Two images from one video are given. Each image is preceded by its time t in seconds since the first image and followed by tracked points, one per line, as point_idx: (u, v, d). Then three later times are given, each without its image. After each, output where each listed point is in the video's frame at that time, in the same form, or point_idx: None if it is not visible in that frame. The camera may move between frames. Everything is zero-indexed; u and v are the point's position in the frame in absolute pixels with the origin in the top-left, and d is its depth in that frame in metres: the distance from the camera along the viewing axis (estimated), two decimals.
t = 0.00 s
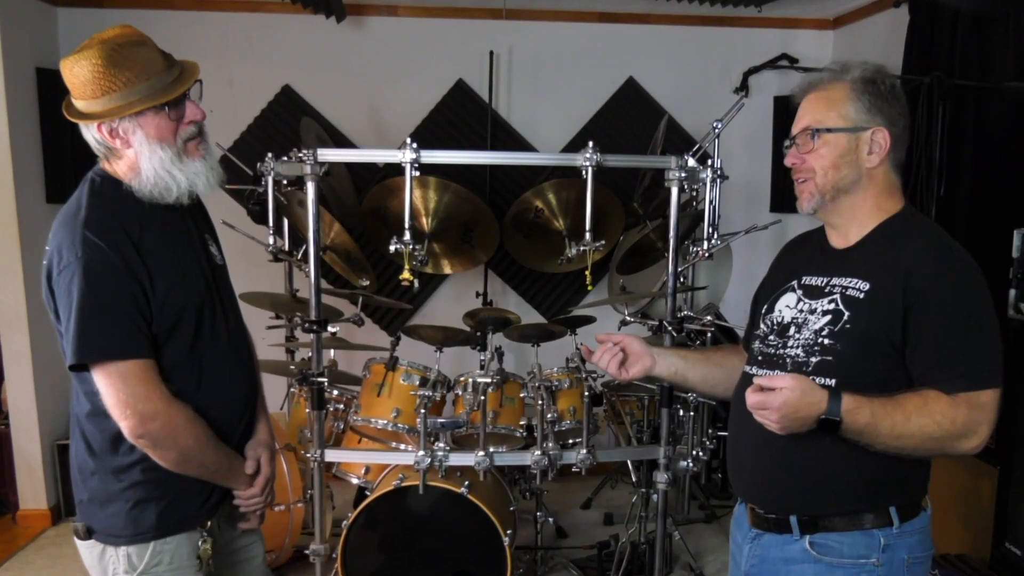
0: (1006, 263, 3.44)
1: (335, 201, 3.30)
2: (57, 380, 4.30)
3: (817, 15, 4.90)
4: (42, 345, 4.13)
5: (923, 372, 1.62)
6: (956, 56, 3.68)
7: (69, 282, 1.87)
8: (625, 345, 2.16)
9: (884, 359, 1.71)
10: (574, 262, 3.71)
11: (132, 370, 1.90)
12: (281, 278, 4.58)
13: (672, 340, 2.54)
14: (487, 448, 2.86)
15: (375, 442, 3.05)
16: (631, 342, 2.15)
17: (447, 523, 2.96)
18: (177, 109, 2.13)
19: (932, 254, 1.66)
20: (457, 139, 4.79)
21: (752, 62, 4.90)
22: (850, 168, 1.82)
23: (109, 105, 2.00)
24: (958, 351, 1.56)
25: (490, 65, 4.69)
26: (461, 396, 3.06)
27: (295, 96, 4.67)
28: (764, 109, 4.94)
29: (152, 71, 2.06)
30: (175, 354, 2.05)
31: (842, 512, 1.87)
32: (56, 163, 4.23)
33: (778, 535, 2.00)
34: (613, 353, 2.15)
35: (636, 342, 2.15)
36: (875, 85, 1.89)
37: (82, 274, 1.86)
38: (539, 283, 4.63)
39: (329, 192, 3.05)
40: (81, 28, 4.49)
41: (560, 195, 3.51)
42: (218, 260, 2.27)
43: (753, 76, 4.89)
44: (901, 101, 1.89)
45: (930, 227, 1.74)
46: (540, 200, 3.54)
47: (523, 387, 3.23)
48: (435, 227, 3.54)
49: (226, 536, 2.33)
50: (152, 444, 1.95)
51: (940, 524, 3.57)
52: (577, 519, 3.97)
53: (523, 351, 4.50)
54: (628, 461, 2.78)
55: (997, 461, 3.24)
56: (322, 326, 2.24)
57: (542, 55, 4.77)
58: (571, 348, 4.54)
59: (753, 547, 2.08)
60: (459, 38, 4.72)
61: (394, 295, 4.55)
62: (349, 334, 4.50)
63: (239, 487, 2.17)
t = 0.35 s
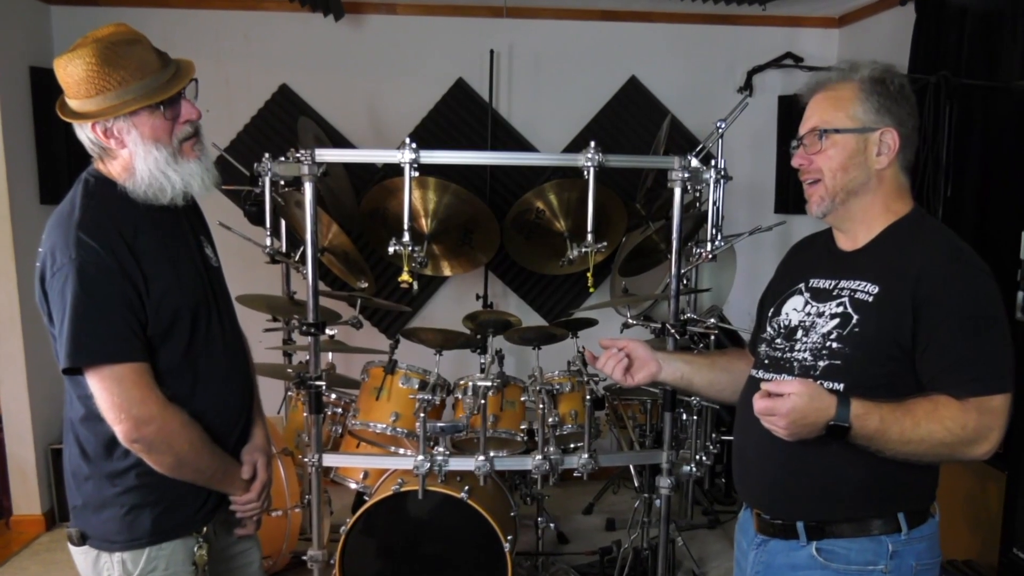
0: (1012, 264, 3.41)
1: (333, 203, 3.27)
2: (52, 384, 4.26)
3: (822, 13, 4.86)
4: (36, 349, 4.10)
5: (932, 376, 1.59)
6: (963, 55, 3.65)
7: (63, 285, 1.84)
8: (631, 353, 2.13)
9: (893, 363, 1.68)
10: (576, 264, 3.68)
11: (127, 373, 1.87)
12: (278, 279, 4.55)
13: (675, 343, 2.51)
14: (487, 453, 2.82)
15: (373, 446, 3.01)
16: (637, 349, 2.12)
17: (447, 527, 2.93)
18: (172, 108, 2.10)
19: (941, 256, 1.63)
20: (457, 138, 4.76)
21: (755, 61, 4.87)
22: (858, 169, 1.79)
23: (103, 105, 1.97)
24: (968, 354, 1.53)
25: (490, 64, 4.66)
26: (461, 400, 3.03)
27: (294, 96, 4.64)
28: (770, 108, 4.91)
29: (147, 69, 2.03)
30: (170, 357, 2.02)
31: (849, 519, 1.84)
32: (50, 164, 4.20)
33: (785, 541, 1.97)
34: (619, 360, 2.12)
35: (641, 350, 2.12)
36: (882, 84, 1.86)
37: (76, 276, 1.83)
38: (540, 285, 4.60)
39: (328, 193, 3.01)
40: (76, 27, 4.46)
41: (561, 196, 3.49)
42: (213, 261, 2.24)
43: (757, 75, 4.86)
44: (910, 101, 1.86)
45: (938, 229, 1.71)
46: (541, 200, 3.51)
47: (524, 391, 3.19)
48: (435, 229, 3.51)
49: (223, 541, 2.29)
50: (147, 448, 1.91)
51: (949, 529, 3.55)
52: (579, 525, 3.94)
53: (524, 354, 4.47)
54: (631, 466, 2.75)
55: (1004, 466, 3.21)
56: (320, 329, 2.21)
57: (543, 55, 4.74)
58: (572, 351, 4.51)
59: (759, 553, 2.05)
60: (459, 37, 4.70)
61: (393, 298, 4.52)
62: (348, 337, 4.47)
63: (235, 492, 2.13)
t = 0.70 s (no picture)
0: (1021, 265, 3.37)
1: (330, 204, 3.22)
2: (44, 389, 4.22)
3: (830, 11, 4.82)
4: (28, 354, 4.06)
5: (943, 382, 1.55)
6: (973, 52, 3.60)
7: (54, 288, 1.80)
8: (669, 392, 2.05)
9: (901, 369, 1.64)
10: (578, 265, 3.64)
11: (119, 377, 1.83)
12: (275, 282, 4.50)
13: (679, 347, 2.48)
14: (487, 459, 2.78)
15: (371, 452, 2.99)
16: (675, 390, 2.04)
17: (446, 534, 2.88)
18: (166, 107, 2.06)
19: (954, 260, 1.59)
20: (458, 138, 4.72)
21: (760, 60, 4.83)
22: (870, 169, 1.75)
23: (96, 104, 1.93)
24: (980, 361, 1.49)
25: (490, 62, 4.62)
26: (461, 405, 2.98)
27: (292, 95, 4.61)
28: (777, 106, 4.87)
29: (140, 68, 1.99)
30: (164, 361, 1.98)
31: (856, 528, 1.80)
32: (42, 164, 4.16)
33: (790, 549, 1.92)
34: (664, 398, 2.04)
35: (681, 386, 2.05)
36: (891, 83, 1.82)
37: (67, 278, 1.79)
38: (542, 287, 4.56)
39: (326, 193, 2.97)
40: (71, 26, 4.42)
41: (562, 197, 3.46)
42: (208, 264, 2.20)
43: (763, 74, 4.82)
44: (924, 102, 1.82)
45: (949, 231, 1.67)
46: (542, 201, 3.48)
47: (525, 396, 3.14)
48: (434, 231, 3.47)
49: (218, 550, 2.25)
50: (140, 454, 1.87)
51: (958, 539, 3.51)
52: (581, 532, 3.89)
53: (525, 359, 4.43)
54: (634, 472, 2.70)
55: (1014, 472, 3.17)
56: (317, 332, 2.16)
57: (545, 54, 4.70)
58: (573, 355, 4.47)
59: (764, 561, 2.01)
60: (460, 36, 4.66)
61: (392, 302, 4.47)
62: (346, 341, 4.42)
63: (230, 500, 2.09)
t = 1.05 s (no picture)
0: None
1: (326, 205, 3.17)
2: (34, 396, 4.17)
3: (839, 8, 4.77)
4: (18, 360, 4.01)
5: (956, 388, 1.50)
6: (987, 50, 3.54)
7: (44, 292, 1.75)
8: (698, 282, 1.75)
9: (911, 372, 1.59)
10: (581, 268, 3.59)
11: (112, 383, 1.78)
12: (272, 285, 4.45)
13: (684, 353, 2.42)
14: (488, 467, 2.73)
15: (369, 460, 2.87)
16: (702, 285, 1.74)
17: (445, 542, 2.83)
18: (159, 106, 2.01)
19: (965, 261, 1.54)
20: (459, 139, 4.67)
21: (767, 58, 4.79)
22: (880, 169, 1.70)
23: (87, 103, 1.88)
24: (983, 360, 1.42)
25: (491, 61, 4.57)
26: (461, 411, 2.94)
27: (292, 94, 4.56)
28: (785, 105, 4.82)
29: (132, 66, 1.94)
30: (156, 367, 1.93)
31: (866, 537, 1.75)
32: (30, 165, 4.11)
33: (797, 557, 1.88)
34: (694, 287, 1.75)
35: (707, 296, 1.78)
36: (908, 80, 1.76)
37: (58, 282, 1.74)
38: (545, 291, 4.51)
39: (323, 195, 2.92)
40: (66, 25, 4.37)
41: (565, 199, 3.41)
42: (201, 267, 2.15)
43: (771, 72, 4.77)
44: (940, 98, 1.75)
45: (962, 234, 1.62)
46: (544, 203, 3.42)
47: (526, 402, 3.09)
48: (434, 233, 3.41)
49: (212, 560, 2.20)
50: (132, 462, 1.83)
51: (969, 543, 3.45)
52: (584, 542, 3.85)
53: (527, 365, 4.38)
54: (638, 480, 2.66)
55: None
56: (314, 337, 2.11)
57: (546, 53, 4.66)
58: (576, 359, 4.41)
59: (770, 570, 1.97)
60: (461, 34, 4.61)
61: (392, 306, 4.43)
62: (343, 347, 4.37)
63: (225, 509, 2.04)
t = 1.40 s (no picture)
0: None
1: (323, 208, 3.10)
2: (24, 403, 4.11)
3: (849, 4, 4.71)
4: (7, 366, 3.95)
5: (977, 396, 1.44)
6: (1001, 48, 3.50)
7: (31, 296, 1.70)
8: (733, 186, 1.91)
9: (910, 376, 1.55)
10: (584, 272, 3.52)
11: (101, 391, 1.72)
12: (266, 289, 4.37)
13: (691, 359, 2.34)
14: (489, 477, 2.67)
15: (366, 470, 2.86)
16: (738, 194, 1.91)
17: (445, 552, 2.78)
18: (150, 105, 1.95)
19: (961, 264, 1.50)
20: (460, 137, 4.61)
21: (775, 56, 4.73)
22: (879, 180, 1.65)
23: (75, 101, 1.82)
24: (929, 357, 1.42)
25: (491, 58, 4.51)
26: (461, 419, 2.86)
27: (291, 94, 4.50)
28: (793, 104, 4.76)
29: (122, 63, 1.88)
30: (147, 373, 1.87)
31: (877, 549, 1.70)
32: (18, 167, 4.05)
33: (806, 571, 1.83)
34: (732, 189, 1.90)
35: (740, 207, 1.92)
36: (925, 77, 1.70)
37: (44, 286, 1.69)
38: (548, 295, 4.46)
39: (318, 197, 2.86)
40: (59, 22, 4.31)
41: (567, 201, 3.34)
42: (193, 270, 2.09)
43: (779, 70, 4.71)
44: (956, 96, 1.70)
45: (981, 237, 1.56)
46: (546, 205, 3.36)
47: (528, 410, 3.01)
48: (433, 236, 3.35)
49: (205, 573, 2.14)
50: (122, 472, 1.77)
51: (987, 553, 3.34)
52: (588, 553, 3.80)
53: (529, 372, 4.33)
54: (644, 490, 2.60)
55: None
56: (309, 343, 2.05)
57: (546, 52, 4.60)
58: (579, 365, 4.35)
59: None
60: (461, 31, 4.55)
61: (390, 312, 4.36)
62: (339, 353, 4.31)
63: (217, 519, 1.98)
